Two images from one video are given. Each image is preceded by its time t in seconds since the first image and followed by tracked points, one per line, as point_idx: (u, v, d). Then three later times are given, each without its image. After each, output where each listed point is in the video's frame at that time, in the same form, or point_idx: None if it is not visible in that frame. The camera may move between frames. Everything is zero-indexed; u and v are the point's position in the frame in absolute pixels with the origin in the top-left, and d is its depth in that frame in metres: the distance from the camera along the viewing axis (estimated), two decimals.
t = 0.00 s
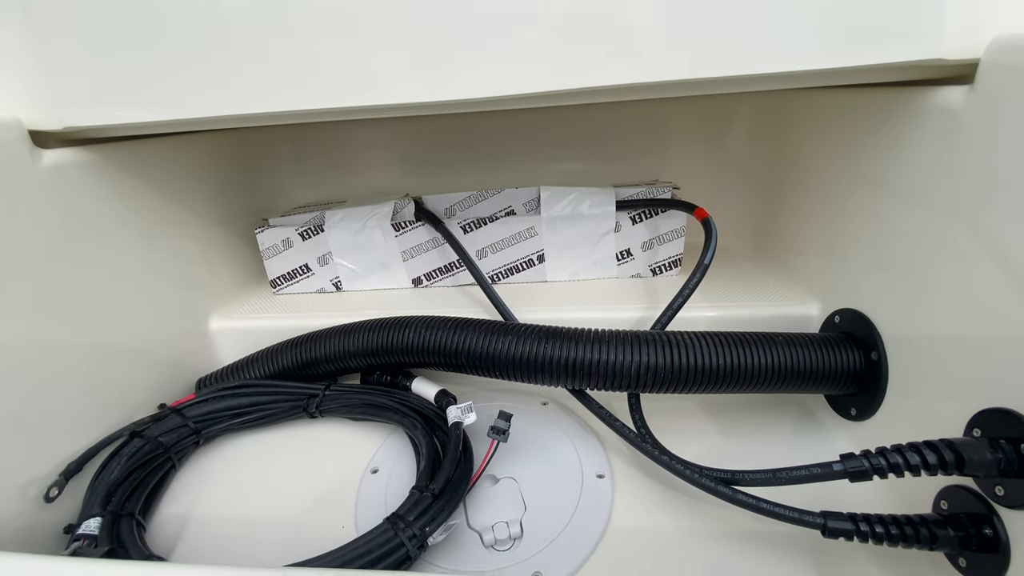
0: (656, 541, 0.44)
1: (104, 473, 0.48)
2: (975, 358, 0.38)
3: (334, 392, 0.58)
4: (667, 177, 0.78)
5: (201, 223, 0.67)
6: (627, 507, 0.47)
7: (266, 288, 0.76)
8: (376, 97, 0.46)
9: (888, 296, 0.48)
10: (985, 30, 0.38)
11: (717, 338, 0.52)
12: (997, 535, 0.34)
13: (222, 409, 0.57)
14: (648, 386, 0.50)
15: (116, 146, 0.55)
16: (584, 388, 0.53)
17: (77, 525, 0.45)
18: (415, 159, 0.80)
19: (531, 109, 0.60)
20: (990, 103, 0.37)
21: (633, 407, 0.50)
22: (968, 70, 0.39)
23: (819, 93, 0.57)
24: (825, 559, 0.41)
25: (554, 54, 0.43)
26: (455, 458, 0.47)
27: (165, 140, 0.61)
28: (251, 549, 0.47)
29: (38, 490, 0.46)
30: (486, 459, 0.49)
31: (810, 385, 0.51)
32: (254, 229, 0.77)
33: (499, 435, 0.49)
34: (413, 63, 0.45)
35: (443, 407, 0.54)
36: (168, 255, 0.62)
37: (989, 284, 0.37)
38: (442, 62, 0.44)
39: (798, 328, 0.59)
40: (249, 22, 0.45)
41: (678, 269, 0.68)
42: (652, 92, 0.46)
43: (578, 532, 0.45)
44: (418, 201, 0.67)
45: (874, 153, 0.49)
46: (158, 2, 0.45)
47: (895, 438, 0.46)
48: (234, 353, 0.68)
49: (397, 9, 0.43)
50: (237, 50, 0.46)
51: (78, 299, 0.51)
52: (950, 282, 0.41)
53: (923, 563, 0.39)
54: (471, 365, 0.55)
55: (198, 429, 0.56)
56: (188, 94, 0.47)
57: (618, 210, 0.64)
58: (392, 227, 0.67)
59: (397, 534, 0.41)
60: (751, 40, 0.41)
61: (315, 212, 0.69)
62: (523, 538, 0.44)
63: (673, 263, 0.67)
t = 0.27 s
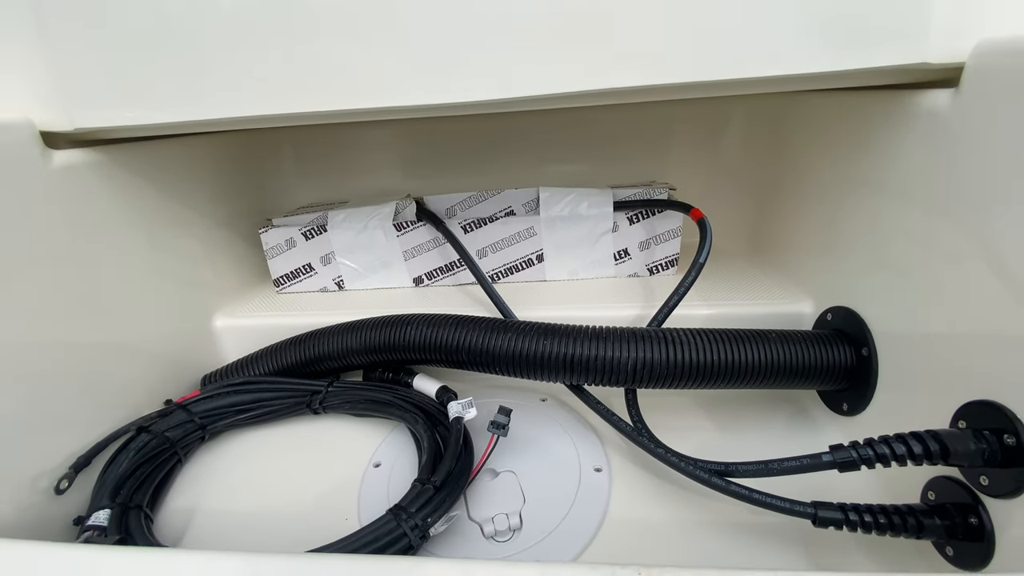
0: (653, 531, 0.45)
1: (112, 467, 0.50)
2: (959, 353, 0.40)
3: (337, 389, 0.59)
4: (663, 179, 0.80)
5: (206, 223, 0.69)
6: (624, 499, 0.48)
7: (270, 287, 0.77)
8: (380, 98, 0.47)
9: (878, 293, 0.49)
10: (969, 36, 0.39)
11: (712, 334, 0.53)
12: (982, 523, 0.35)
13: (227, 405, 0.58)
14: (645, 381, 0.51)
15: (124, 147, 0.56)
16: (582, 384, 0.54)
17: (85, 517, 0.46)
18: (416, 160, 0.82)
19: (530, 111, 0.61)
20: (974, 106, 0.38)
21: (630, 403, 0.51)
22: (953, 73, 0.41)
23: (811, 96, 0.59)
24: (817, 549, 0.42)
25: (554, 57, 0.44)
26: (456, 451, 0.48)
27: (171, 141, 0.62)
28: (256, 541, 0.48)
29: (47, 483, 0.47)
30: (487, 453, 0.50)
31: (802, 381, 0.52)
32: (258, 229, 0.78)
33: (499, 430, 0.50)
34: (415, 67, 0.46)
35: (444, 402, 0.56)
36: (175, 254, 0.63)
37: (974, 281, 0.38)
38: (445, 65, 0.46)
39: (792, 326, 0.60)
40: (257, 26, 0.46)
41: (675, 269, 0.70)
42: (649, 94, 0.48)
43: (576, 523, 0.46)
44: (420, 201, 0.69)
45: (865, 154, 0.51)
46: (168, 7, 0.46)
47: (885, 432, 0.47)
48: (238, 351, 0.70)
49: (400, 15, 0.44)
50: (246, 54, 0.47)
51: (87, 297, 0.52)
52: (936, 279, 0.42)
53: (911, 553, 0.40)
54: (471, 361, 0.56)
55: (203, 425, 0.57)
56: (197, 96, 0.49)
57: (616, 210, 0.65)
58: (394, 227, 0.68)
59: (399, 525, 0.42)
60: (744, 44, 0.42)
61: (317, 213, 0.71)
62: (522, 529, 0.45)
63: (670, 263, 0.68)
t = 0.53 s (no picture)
0: (647, 526, 0.47)
1: (120, 466, 0.51)
2: (938, 352, 0.41)
3: (338, 389, 0.61)
4: (657, 184, 0.81)
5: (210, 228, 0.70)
6: (619, 495, 0.49)
7: (271, 290, 0.78)
8: (382, 105, 0.49)
9: (863, 295, 0.51)
10: (946, 49, 0.41)
11: (703, 334, 0.55)
12: (960, 514, 0.37)
13: (231, 405, 0.59)
14: (638, 380, 0.53)
15: (131, 153, 0.58)
16: (578, 383, 0.55)
17: (94, 514, 0.47)
18: (416, 165, 0.83)
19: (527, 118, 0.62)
20: (950, 116, 0.40)
21: (624, 401, 0.53)
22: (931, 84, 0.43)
23: (799, 104, 0.61)
24: (804, 541, 0.44)
25: (550, 66, 0.46)
26: (456, 449, 0.50)
27: (176, 147, 0.64)
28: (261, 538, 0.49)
29: (56, 482, 0.48)
30: (485, 450, 0.52)
31: (790, 380, 0.54)
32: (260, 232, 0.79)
33: (498, 428, 0.52)
34: (416, 78, 0.48)
35: (444, 402, 0.57)
36: (179, 258, 0.65)
37: (952, 282, 0.40)
38: (445, 73, 0.47)
39: (782, 327, 0.62)
40: (262, 35, 0.47)
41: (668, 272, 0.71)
42: (641, 103, 0.49)
43: (573, 518, 0.47)
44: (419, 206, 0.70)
45: (849, 160, 0.53)
46: (176, 18, 0.48)
47: (870, 428, 0.48)
48: (240, 353, 0.71)
49: (402, 29, 0.46)
50: (252, 62, 0.48)
51: (94, 298, 0.53)
52: (916, 281, 0.44)
53: (894, 545, 0.42)
54: (470, 362, 0.58)
55: (207, 425, 0.58)
56: (204, 104, 0.50)
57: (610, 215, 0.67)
58: (394, 231, 0.69)
59: (402, 519, 0.43)
60: (732, 55, 0.44)
61: (318, 217, 0.72)
62: (521, 524, 0.47)
63: (663, 266, 0.70)
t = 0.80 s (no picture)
0: (638, 522, 0.47)
1: (113, 469, 0.51)
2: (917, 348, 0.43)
3: (332, 392, 0.61)
4: (646, 188, 0.83)
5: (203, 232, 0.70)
6: (611, 492, 0.50)
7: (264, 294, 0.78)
8: (376, 109, 0.49)
9: (846, 295, 0.52)
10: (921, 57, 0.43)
11: (691, 334, 0.56)
12: (939, 504, 0.38)
13: (225, 409, 0.59)
14: (629, 378, 0.54)
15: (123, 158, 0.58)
16: (570, 383, 0.56)
17: (88, 517, 0.47)
18: (409, 169, 0.84)
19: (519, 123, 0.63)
20: (927, 121, 0.42)
21: (615, 400, 0.54)
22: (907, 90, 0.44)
23: (781, 109, 0.63)
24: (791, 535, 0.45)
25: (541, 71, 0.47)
26: (450, 449, 0.51)
27: (170, 152, 0.64)
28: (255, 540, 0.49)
29: (51, 485, 0.48)
30: (479, 450, 0.53)
31: (777, 378, 0.55)
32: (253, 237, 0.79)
33: (491, 428, 0.53)
34: (409, 84, 0.48)
35: (438, 403, 0.58)
36: (173, 262, 0.65)
37: (929, 281, 0.42)
38: (440, 75, 0.48)
39: (768, 327, 0.63)
40: (257, 41, 0.48)
41: (658, 273, 0.73)
42: (630, 108, 0.51)
43: (565, 515, 0.48)
44: (412, 209, 0.71)
45: (830, 163, 0.54)
46: (171, 25, 0.48)
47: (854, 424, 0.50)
48: (234, 357, 0.71)
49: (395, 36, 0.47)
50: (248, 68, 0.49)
51: (88, 302, 0.53)
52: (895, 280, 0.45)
53: (877, 536, 0.43)
54: (464, 362, 0.58)
55: (201, 428, 0.58)
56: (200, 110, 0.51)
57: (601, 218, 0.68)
58: (387, 234, 0.70)
59: (397, 518, 0.44)
60: (717, 62, 0.45)
61: (311, 221, 0.73)
62: (515, 522, 0.47)
63: (653, 267, 0.72)
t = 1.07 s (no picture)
0: (626, 512, 0.49)
1: (106, 476, 0.51)
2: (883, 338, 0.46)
3: (325, 395, 0.62)
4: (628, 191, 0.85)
5: (192, 239, 0.71)
6: (600, 484, 0.52)
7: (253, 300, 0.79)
8: (367, 116, 0.51)
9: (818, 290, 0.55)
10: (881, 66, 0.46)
11: (674, 330, 0.58)
12: (907, 484, 0.41)
13: (217, 414, 0.59)
14: (616, 375, 0.56)
15: (111, 165, 0.58)
16: (559, 380, 0.58)
17: (82, 524, 0.48)
18: (396, 174, 0.85)
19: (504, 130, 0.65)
20: (888, 126, 0.45)
21: (602, 395, 0.56)
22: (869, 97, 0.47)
23: (755, 114, 0.66)
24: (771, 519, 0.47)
25: (527, 78, 0.49)
26: (444, 446, 0.52)
27: (158, 160, 0.64)
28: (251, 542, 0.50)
29: (43, 493, 0.48)
30: (472, 447, 0.54)
31: (755, 371, 0.58)
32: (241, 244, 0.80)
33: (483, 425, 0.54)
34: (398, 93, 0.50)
35: (430, 403, 0.59)
36: (162, 270, 0.65)
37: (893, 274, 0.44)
38: (430, 82, 0.50)
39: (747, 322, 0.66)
40: (250, 50, 0.49)
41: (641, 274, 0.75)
42: (611, 115, 0.53)
43: (556, 507, 0.50)
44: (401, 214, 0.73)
45: (801, 166, 0.57)
46: (163, 35, 0.49)
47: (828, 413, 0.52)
48: (224, 363, 0.71)
49: (384, 46, 0.49)
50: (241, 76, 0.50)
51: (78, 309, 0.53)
52: (862, 275, 0.48)
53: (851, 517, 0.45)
54: (455, 362, 0.60)
55: (194, 434, 0.58)
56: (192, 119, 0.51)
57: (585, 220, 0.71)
58: (377, 239, 0.71)
59: (393, 514, 0.45)
60: (693, 71, 0.47)
61: (301, 227, 0.74)
62: (508, 515, 0.49)
63: (636, 268, 0.74)
